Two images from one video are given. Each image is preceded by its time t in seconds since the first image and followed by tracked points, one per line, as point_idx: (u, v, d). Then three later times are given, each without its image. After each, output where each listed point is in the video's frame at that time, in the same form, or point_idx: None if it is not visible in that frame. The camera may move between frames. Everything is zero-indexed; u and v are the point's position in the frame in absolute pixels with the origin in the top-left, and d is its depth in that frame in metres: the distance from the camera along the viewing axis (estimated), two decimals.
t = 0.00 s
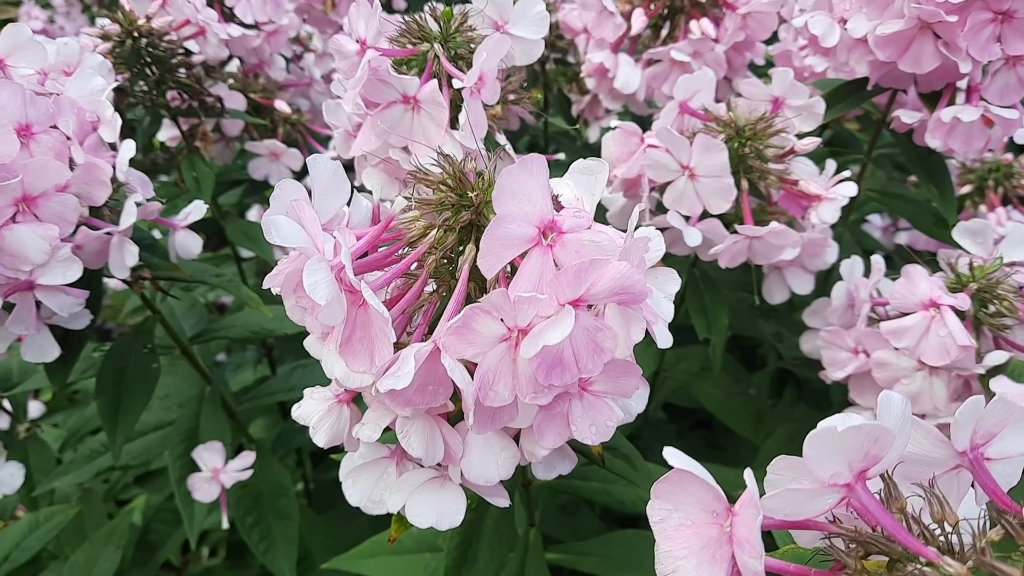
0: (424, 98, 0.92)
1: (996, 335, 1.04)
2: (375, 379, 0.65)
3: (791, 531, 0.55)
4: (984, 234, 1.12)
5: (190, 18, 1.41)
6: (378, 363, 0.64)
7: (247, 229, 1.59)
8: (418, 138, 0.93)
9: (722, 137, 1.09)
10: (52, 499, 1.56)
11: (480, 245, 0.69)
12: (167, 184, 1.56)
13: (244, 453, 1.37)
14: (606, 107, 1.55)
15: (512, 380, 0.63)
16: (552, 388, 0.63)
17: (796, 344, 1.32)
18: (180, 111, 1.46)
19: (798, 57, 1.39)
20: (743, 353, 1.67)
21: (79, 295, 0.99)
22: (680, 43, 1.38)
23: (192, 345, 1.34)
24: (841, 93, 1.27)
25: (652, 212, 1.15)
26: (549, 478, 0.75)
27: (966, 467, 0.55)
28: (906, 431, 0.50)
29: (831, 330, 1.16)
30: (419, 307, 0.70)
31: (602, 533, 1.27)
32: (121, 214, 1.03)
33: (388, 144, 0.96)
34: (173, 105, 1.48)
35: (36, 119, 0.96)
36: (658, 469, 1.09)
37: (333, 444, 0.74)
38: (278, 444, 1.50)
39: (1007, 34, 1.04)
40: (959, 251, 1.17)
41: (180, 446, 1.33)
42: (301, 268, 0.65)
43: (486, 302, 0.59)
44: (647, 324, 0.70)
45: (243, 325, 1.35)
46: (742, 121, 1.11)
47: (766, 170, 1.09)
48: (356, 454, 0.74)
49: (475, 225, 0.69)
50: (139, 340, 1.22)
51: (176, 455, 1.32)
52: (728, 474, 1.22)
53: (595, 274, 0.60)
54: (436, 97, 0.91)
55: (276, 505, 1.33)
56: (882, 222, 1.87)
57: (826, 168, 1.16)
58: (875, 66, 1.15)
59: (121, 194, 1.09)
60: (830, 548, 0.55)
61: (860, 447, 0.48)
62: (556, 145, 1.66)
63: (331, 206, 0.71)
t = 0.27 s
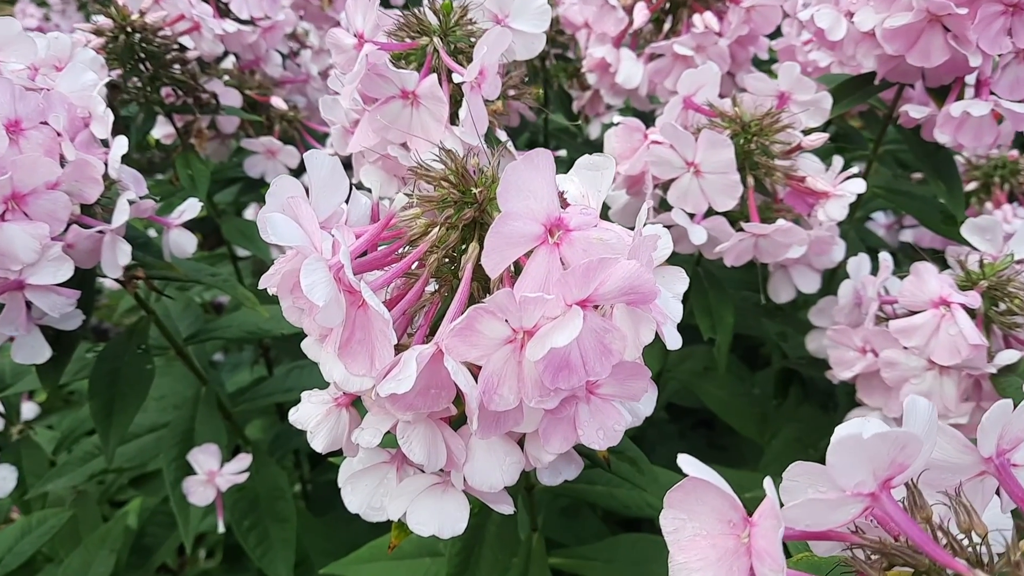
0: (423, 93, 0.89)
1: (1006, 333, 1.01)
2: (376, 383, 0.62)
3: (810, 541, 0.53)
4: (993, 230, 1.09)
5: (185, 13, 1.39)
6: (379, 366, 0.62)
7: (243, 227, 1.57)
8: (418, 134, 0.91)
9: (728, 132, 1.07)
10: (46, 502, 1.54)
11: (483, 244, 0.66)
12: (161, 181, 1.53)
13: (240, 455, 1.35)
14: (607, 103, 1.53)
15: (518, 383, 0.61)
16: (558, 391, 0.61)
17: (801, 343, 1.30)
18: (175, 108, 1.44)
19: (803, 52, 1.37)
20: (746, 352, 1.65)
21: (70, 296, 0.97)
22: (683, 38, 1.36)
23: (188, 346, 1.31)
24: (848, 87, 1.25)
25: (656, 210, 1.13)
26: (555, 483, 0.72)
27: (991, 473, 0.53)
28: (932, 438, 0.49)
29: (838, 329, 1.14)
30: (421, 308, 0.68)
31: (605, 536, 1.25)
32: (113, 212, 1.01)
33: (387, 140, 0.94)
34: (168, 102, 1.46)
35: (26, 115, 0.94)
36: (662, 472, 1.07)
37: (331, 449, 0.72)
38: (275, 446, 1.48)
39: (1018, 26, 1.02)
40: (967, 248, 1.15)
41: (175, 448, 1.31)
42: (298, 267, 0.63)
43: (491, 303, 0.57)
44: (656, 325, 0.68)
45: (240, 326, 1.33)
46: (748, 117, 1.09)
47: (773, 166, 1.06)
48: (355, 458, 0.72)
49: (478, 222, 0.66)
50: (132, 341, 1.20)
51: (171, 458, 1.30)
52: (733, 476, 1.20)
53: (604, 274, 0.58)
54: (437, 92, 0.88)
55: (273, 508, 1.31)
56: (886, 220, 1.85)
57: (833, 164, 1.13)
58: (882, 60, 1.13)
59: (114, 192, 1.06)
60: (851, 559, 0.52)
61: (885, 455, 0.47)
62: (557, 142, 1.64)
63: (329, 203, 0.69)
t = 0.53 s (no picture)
0: (419, 84, 0.87)
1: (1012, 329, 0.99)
2: (369, 380, 0.60)
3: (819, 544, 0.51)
4: (998, 224, 1.08)
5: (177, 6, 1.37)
6: (372, 362, 0.60)
7: (237, 224, 1.55)
8: (413, 126, 0.89)
9: (730, 125, 1.05)
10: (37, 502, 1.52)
11: (480, 237, 0.64)
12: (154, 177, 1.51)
13: (233, 455, 1.33)
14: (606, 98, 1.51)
15: (516, 381, 0.59)
16: (558, 389, 0.59)
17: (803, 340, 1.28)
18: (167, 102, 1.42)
19: (804, 45, 1.35)
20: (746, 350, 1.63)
21: (57, 291, 0.95)
22: (683, 31, 1.34)
23: (180, 343, 1.29)
24: (850, 81, 1.23)
25: (656, 204, 1.11)
26: (554, 483, 0.70)
27: (1004, 473, 0.52)
28: (946, 436, 0.47)
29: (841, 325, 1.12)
30: (416, 303, 0.66)
31: (605, 537, 1.24)
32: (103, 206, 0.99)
33: (382, 133, 0.92)
34: (160, 96, 1.44)
35: (13, 107, 0.92)
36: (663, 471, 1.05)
37: (324, 449, 0.70)
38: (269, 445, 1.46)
39: None
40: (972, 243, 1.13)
41: (167, 447, 1.29)
42: (289, 261, 0.61)
43: (488, 297, 0.55)
44: (659, 320, 0.66)
45: (233, 323, 1.31)
46: (750, 109, 1.07)
47: (775, 159, 1.05)
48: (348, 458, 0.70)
49: (475, 214, 0.64)
50: (123, 338, 1.18)
51: (163, 457, 1.28)
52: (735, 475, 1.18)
53: (605, 266, 0.56)
54: (432, 83, 0.86)
55: (267, 509, 1.28)
56: (887, 217, 1.83)
57: (836, 158, 1.12)
58: (886, 51, 1.11)
59: (104, 186, 1.05)
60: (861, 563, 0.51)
61: (898, 454, 0.45)
62: (555, 138, 1.62)
63: (322, 196, 0.67)
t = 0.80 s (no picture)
0: (415, 71, 0.85)
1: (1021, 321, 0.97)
2: (360, 371, 0.58)
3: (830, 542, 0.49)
4: (1006, 216, 1.05)
5: None
6: (363, 352, 0.58)
7: (233, 217, 1.53)
8: (409, 114, 0.87)
9: (732, 113, 1.02)
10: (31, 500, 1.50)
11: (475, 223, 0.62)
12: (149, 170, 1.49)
13: (228, 452, 1.31)
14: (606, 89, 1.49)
15: (511, 372, 0.57)
16: (555, 380, 0.57)
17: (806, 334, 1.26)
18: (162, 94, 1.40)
19: (807, 35, 1.33)
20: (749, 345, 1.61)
21: (46, 284, 0.93)
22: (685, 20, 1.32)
23: (174, 338, 1.27)
24: (854, 70, 1.21)
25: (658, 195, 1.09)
26: (551, 478, 0.68)
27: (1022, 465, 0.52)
28: (962, 430, 0.46)
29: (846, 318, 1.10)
30: (409, 292, 0.64)
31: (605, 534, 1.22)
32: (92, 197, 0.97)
33: (378, 120, 0.90)
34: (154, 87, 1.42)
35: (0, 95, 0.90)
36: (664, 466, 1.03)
37: (315, 443, 0.68)
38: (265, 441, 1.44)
39: None
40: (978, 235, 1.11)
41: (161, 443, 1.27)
42: (277, 248, 0.59)
43: (482, 285, 0.53)
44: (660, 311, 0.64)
45: (227, 318, 1.29)
46: (752, 98, 1.05)
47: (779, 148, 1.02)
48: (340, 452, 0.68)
49: (469, 200, 0.62)
50: (115, 333, 1.16)
51: (158, 453, 1.26)
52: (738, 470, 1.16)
53: (603, 253, 0.54)
54: (428, 69, 0.84)
55: (263, 506, 1.26)
56: (891, 210, 1.81)
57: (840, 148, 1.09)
58: (891, 39, 1.09)
59: (94, 177, 1.03)
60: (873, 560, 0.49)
61: (913, 446, 0.43)
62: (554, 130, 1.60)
63: (312, 181, 0.64)
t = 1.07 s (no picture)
0: (413, 61, 0.83)
1: None
2: (356, 370, 0.56)
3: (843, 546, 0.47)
4: (1015, 209, 1.03)
5: None
6: (360, 351, 0.56)
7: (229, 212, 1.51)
8: (407, 105, 0.85)
9: (737, 105, 1.00)
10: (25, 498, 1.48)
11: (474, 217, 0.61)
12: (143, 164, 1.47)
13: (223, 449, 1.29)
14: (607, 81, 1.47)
15: (513, 370, 0.55)
16: (558, 379, 0.55)
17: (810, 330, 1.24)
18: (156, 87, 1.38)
19: (811, 26, 1.31)
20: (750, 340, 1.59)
21: (37, 279, 0.91)
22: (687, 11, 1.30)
23: (168, 335, 1.25)
24: (859, 61, 1.19)
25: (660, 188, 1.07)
26: (553, 479, 0.66)
27: None
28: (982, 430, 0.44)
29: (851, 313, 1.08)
30: (407, 288, 0.62)
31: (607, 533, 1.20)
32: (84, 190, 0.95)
33: (375, 112, 0.88)
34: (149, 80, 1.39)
35: None
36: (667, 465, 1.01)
37: (310, 444, 0.66)
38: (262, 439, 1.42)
39: None
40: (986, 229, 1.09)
41: (156, 441, 1.25)
42: (271, 243, 0.57)
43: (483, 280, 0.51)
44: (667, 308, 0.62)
45: (223, 313, 1.27)
46: (757, 90, 1.03)
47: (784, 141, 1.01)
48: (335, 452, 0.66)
49: (468, 193, 0.60)
50: (108, 329, 1.14)
51: (152, 451, 1.24)
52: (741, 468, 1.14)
53: (608, 247, 0.52)
54: (426, 59, 0.82)
55: (259, 505, 1.24)
56: (893, 204, 1.79)
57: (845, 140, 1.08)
58: (898, 29, 1.07)
59: (86, 170, 1.00)
60: (890, 565, 0.47)
61: (932, 447, 0.41)
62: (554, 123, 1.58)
63: (307, 175, 0.63)
